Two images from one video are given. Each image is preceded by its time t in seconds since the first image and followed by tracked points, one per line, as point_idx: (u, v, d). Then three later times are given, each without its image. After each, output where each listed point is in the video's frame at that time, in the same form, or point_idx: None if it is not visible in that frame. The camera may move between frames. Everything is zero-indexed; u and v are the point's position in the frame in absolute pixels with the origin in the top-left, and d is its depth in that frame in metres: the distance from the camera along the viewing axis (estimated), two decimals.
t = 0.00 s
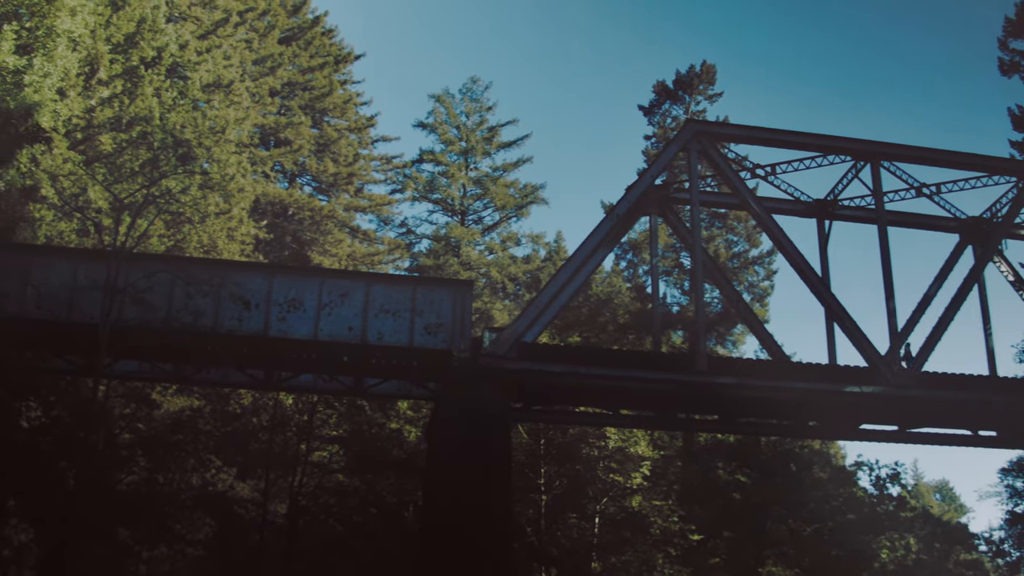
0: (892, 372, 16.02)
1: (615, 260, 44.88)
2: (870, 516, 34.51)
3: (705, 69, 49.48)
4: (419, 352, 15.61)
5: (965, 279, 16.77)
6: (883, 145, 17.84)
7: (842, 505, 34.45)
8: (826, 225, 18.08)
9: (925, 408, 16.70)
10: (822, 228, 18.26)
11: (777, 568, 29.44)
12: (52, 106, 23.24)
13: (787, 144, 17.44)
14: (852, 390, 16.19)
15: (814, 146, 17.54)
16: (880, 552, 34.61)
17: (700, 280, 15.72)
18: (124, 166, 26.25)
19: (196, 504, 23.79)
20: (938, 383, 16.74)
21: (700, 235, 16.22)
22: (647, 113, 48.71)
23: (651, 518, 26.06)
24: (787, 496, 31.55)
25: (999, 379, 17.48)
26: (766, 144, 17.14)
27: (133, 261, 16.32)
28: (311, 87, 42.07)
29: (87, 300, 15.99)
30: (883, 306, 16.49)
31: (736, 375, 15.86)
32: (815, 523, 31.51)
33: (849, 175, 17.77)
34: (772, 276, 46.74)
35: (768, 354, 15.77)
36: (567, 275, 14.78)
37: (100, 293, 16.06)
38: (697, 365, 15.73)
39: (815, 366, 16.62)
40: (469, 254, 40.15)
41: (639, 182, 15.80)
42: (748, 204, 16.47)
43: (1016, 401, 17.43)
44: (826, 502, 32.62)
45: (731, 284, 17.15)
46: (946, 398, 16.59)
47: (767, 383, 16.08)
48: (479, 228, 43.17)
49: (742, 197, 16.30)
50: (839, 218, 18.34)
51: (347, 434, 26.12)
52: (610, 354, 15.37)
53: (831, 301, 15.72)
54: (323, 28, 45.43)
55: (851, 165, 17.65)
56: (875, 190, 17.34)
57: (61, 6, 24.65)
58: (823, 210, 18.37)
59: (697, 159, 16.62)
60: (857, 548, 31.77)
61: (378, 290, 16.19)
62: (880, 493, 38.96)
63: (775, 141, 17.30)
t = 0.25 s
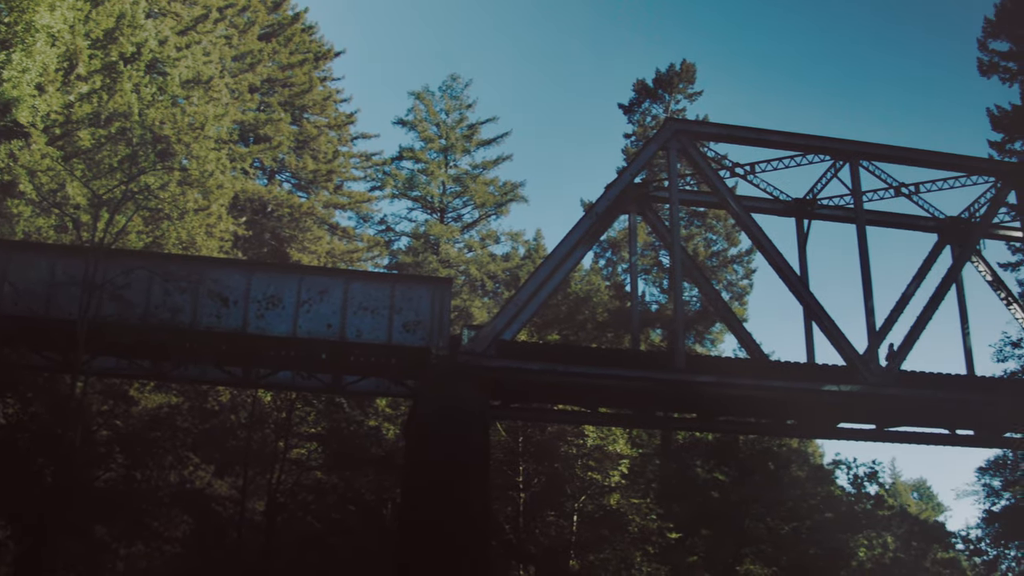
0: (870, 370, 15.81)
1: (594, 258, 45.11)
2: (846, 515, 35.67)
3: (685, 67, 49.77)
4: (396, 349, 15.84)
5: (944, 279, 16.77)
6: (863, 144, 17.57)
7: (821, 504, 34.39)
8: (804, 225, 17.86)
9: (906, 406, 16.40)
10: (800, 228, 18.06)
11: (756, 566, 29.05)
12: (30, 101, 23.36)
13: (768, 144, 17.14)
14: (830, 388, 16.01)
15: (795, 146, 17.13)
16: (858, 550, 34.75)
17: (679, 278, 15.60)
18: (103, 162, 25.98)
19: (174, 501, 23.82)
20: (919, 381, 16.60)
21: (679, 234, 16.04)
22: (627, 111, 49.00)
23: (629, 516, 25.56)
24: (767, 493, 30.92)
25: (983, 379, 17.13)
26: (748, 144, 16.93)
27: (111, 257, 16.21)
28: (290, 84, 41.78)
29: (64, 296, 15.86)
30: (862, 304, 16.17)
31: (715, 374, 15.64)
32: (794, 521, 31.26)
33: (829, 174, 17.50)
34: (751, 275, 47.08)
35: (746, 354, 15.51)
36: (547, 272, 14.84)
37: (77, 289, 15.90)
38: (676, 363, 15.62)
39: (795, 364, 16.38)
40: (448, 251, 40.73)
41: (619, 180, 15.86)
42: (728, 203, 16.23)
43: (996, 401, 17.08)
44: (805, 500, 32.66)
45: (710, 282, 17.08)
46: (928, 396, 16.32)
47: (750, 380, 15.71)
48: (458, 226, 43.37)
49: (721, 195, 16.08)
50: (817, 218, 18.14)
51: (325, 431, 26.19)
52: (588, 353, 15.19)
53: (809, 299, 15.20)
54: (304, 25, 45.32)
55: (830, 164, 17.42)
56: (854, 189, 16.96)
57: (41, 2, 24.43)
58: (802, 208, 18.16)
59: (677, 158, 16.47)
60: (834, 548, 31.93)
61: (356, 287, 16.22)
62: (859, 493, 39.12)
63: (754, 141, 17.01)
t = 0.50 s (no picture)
0: (849, 369, 16.03)
1: (574, 256, 45.38)
2: (827, 513, 36.47)
3: (666, 66, 50.08)
4: (375, 346, 15.97)
5: (920, 281, 16.95)
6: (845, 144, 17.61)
7: (800, 502, 34.73)
8: (783, 224, 17.89)
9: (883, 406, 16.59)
10: (779, 227, 18.11)
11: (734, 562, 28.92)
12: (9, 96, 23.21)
13: (747, 143, 17.20)
14: (809, 387, 16.17)
15: (775, 146, 17.17)
16: (836, 548, 35.13)
17: (658, 277, 15.73)
18: (82, 158, 25.92)
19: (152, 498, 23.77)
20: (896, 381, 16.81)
21: (658, 233, 16.14)
22: (607, 109, 49.29)
23: (608, 515, 26.11)
24: (747, 493, 30.84)
25: (960, 378, 17.36)
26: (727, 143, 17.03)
27: (90, 254, 16.20)
28: (270, 80, 41.88)
29: (42, 293, 15.82)
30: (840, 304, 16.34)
31: (693, 372, 15.81)
32: (772, 519, 30.76)
33: (807, 173, 17.58)
34: (730, 274, 47.48)
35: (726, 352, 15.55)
36: (527, 270, 14.99)
37: (55, 285, 15.87)
38: (655, 361, 15.83)
39: (774, 363, 16.48)
40: (428, 250, 41.32)
41: (598, 179, 16.00)
42: (708, 201, 16.31)
43: (972, 400, 17.25)
44: (783, 497, 32.00)
45: (689, 281, 17.23)
46: (905, 396, 16.53)
47: (728, 379, 15.82)
48: (437, 223, 43.46)
49: (699, 194, 16.17)
50: (797, 216, 18.16)
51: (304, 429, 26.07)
52: (568, 352, 15.22)
53: (789, 300, 15.23)
54: (284, 21, 45.25)
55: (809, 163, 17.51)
56: (834, 189, 17.23)
57: None
58: (782, 208, 18.20)
59: (657, 157, 16.53)
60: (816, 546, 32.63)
61: (335, 285, 16.31)
62: (837, 491, 39.53)
63: (736, 139, 17.10)
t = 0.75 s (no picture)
0: (829, 368, 16.13)
1: (554, 254, 45.61)
2: (806, 511, 36.55)
3: (647, 64, 50.38)
4: (355, 344, 16.05)
5: (900, 281, 16.99)
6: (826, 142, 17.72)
7: (779, 500, 34.98)
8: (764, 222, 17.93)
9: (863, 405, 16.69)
10: (761, 226, 18.21)
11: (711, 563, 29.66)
12: None
13: (727, 141, 17.37)
14: (789, 385, 16.30)
15: (758, 145, 17.37)
16: (815, 546, 35.47)
17: (639, 275, 15.87)
18: (62, 154, 25.98)
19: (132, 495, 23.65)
20: (876, 379, 16.93)
21: (640, 231, 16.30)
22: (588, 107, 49.57)
23: (587, 512, 26.46)
24: (725, 492, 31.57)
25: (940, 378, 17.49)
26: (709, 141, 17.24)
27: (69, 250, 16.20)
28: (252, 76, 41.76)
29: (22, 288, 15.89)
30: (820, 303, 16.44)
31: (673, 370, 15.96)
32: (751, 518, 31.43)
33: (789, 172, 17.72)
34: (711, 273, 47.81)
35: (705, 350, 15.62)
36: (507, 267, 15.14)
37: (34, 281, 15.94)
38: (635, 359, 15.96)
39: (752, 362, 16.57)
40: (408, 246, 41.32)
41: (578, 177, 16.16)
42: (688, 200, 16.42)
43: (952, 399, 17.36)
44: (764, 495, 32.34)
45: (670, 279, 17.35)
46: (885, 395, 16.63)
47: (706, 377, 15.95)
48: (418, 221, 43.55)
49: (681, 192, 16.29)
50: (777, 216, 18.28)
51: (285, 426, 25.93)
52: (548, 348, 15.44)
53: (770, 298, 15.38)
54: (265, 18, 45.12)
55: (791, 162, 17.66)
56: (814, 188, 17.37)
57: None
58: (762, 207, 18.30)
59: (638, 155, 16.65)
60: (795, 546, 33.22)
61: (316, 281, 16.41)
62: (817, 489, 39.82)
63: (716, 139, 17.28)
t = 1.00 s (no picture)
0: (810, 368, 16.22)
1: (537, 252, 45.77)
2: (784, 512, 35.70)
3: (631, 63, 50.63)
4: (337, 342, 16.10)
5: (882, 280, 17.05)
6: (809, 142, 17.85)
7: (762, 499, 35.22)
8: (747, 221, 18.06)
9: (844, 404, 16.82)
10: (744, 225, 18.33)
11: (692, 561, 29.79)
12: None
13: (710, 140, 17.56)
14: (771, 384, 16.33)
15: (740, 144, 17.52)
16: (796, 544, 35.77)
17: (621, 274, 16.02)
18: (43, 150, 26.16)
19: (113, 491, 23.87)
20: (857, 379, 17.08)
21: (622, 229, 16.43)
22: (572, 105, 49.76)
23: (569, 510, 26.55)
24: (707, 488, 31.57)
25: (922, 378, 17.62)
26: (692, 140, 17.46)
27: (51, 246, 16.19)
28: (235, 73, 41.63)
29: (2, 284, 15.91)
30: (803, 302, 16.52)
31: (654, 369, 16.14)
32: (733, 516, 31.37)
33: (772, 172, 17.88)
34: (693, 272, 48.11)
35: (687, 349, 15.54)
36: (490, 265, 15.28)
37: (16, 277, 15.99)
38: (617, 357, 16.12)
39: (733, 360, 16.68)
40: (391, 243, 41.39)
41: (561, 176, 16.30)
42: (670, 199, 16.56)
43: (931, 399, 17.53)
44: (745, 493, 32.42)
45: (652, 277, 17.49)
46: (866, 395, 16.76)
47: (687, 376, 16.10)
48: (402, 218, 43.61)
49: (663, 191, 16.44)
50: (760, 215, 18.42)
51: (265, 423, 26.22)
52: (529, 346, 15.71)
53: (751, 296, 15.32)
54: (249, 14, 44.98)
55: (774, 161, 17.78)
56: (797, 188, 17.53)
57: None
58: (744, 206, 18.44)
59: (621, 154, 16.75)
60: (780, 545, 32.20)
61: (298, 278, 16.46)
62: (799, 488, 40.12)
63: (698, 137, 17.46)
